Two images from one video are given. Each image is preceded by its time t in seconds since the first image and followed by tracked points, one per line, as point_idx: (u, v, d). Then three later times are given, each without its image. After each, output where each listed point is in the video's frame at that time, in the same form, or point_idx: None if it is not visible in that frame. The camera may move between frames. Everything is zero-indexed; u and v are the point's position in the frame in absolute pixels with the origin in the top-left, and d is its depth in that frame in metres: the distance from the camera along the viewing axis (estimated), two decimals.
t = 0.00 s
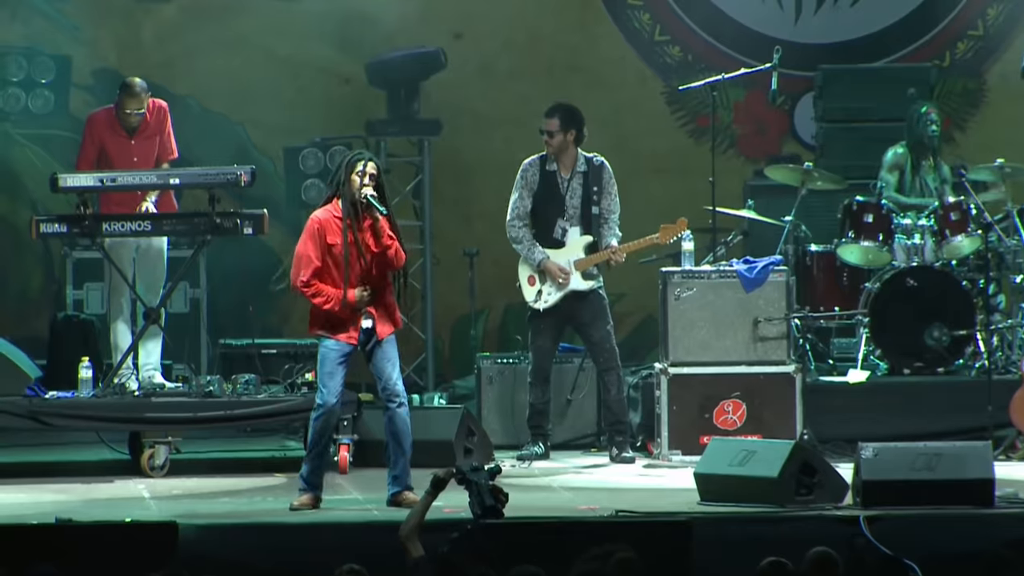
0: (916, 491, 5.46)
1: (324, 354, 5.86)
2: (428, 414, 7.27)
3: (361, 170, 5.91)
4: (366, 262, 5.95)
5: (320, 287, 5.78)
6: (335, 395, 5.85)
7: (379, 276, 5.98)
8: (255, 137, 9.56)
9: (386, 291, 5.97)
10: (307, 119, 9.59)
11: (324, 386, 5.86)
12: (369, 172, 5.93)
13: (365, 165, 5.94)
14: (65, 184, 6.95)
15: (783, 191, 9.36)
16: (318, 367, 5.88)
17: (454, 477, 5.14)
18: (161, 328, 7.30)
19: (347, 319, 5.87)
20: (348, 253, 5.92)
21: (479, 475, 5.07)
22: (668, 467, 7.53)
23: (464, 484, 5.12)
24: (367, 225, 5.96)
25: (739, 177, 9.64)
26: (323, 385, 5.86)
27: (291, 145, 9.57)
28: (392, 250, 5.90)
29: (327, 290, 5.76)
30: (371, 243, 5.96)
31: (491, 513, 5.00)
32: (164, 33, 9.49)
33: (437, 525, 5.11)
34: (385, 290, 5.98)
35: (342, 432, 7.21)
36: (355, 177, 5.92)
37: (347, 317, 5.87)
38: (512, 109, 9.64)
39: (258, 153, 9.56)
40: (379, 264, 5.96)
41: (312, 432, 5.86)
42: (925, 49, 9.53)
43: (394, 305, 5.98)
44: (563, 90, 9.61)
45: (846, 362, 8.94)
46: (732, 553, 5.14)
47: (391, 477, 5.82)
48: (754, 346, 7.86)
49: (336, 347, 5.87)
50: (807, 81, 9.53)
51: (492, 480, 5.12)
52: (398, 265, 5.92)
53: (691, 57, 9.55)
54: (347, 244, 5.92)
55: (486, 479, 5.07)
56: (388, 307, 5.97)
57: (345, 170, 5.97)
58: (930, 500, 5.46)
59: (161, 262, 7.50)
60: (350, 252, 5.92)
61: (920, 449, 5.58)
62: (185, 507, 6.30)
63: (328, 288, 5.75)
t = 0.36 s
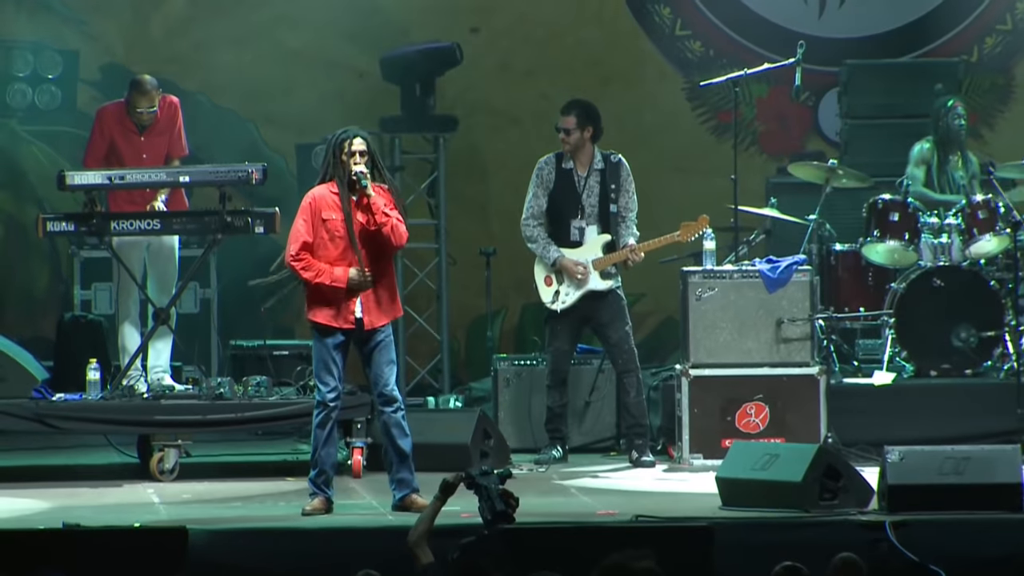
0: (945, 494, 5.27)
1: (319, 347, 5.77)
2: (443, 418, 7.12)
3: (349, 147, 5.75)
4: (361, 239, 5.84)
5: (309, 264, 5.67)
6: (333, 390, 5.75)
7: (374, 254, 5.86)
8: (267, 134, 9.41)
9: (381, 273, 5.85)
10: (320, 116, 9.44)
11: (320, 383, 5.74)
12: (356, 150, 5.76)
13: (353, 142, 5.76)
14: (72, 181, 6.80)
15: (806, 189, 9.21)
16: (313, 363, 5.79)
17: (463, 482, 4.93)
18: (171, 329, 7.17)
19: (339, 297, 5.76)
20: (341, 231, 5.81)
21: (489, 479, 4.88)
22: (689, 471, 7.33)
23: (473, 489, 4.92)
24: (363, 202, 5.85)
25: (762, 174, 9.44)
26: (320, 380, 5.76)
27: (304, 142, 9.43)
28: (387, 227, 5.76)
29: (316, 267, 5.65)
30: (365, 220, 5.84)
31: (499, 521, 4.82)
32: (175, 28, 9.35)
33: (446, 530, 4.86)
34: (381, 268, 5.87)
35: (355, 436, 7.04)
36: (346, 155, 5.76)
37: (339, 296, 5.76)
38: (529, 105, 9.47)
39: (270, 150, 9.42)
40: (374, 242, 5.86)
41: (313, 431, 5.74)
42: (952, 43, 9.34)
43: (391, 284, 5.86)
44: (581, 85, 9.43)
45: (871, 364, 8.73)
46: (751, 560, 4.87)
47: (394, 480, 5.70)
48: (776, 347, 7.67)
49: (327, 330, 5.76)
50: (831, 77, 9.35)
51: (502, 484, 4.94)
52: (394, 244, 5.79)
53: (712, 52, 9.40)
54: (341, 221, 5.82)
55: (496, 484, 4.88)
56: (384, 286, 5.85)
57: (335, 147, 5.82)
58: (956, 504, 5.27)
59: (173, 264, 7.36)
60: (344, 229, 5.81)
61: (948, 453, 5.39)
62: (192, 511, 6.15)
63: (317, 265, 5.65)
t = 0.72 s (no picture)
0: (972, 499, 5.15)
1: (338, 347, 5.62)
2: (460, 419, 6.98)
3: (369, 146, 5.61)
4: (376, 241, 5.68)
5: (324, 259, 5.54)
6: (354, 392, 5.60)
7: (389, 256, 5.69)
8: (281, 130, 9.30)
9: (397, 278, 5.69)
10: (334, 111, 9.32)
11: (338, 383, 5.60)
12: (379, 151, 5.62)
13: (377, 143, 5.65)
14: (83, 179, 6.68)
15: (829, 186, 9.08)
16: (334, 364, 5.64)
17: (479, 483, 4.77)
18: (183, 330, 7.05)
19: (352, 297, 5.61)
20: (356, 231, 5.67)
21: (502, 481, 4.69)
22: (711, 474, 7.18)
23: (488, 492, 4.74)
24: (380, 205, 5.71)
25: (785, 171, 9.29)
26: (341, 382, 5.61)
27: (319, 139, 9.31)
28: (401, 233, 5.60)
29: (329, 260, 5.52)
30: (380, 224, 5.68)
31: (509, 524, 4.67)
32: (187, 22, 9.24)
33: (458, 534, 4.79)
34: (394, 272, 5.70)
35: (371, 437, 6.90)
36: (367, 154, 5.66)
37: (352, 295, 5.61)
38: (548, 100, 9.33)
39: (284, 146, 9.30)
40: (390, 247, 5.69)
41: (334, 434, 5.59)
42: (979, 37, 9.18)
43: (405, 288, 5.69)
44: (600, 80, 9.29)
45: (895, 363, 8.58)
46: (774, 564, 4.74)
47: (415, 483, 5.60)
48: (800, 347, 7.49)
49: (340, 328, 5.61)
50: (855, 71, 9.20)
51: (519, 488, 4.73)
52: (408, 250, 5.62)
53: (735, 47, 9.25)
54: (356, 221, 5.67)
55: (510, 487, 4.69)
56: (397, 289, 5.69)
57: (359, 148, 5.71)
58: (984, 507, 5.13)
59: (185, 263, 7.24)
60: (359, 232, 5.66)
61: (974, 454, 5.25)
62: (204, 514, 6.03)
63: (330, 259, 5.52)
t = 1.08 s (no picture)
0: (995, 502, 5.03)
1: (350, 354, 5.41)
2: (474, 420, 6.86)
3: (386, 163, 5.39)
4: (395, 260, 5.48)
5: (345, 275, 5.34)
6: (363, 400, 5.37)
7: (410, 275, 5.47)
8: (293, 128, 9.23)
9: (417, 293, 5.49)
10: (348, 110, 9.27)
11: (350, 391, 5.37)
12: (393, 167, 5.40)
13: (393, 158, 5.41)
14: (93, 177, 6.57)
15: (850, 185, 8.94)
16: (345, 372, 5.43)
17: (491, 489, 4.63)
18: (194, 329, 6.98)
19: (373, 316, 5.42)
20: (375, 251, 5.46)
21: (514, 484, 4.55)
22: (729, 476, 7.05)
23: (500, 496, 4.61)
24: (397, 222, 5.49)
25: (805, 170, 9.23)
26: (350, 390, 5.39)
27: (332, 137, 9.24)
28: (415, 251, 5.40)
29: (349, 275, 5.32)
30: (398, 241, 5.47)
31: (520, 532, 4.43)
32: (199, 19, 9.18)
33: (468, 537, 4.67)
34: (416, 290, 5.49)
35: (385, 439, 6.79)
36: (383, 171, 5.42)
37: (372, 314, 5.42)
38: (564, 97, 9.24)
39: (296, 144, 9.23)
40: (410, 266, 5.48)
41: (341, 442, 5.39)
42: (1001, 34, 9.08)
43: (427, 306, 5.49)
44: (617, 78, 9.22)
45: (917, 365, 8.43)
46: (790, 566, 4.63)
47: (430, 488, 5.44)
48: (820, 348, 7.36)
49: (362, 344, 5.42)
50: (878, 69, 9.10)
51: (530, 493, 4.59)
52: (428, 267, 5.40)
53: (754, 43, 9.15)
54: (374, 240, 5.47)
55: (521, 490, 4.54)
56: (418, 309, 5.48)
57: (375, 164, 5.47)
58: (1008, 511, 5.02)
59: (196, 264, 7.16)
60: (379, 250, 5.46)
61: (997, 456, 5.13)
62: (213, 516, 5.93)
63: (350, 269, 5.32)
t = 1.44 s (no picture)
0: (1016, 507, 4.94)
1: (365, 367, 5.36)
2: (489, 424, 6.76)
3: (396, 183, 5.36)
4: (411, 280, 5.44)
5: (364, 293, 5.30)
6: (378, 411, 5.30)
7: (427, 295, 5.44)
8: (306, 128, 9.20)
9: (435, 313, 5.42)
10: (361, 110, 9.22)
11: (363, 403, 5.30)
12: (401, 188, 5.37)
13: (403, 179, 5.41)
14: (102, 177, 6.51)
15: (868, 186, 8.85)
16: (361, 384, 5.37)
17: (500, 493, 4.46)
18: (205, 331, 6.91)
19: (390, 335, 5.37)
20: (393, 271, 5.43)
21: (524, 488, 4.34)
22: (747, 480, 6.90)
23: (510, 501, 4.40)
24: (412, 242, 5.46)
25: (823, 171, 9.21)
26: (365, 400, 5.32)
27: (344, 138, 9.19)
28: (433, 270, 5.38)
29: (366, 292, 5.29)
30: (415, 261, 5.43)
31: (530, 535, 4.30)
32: (209, 18, 9.13)
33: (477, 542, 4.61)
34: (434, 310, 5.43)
35: (397, 443, 6.67)
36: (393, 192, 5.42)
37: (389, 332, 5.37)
38: (579, 97, 9.22)
39: (308, 146, 9.19)
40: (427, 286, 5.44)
41: (355, 453, 5.32)
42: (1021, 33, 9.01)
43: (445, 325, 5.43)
44: (633, 76, 9.20)
45: (936, 368, 8.28)
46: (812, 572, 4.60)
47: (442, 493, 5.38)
48: (838, 351, 7.15)
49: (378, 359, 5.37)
50: (898, 68, 9.04)
51: (540, 499, 4.37)
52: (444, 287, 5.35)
53: (771, 42, 9.08)
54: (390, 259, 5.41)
55: (531, 495, 4.34)
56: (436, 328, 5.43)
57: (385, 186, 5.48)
58: None
59: (204, 264, 7.08)
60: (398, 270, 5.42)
61: (1018, 461, 5.05)
62: (224, 520, 5.84)
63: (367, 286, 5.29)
